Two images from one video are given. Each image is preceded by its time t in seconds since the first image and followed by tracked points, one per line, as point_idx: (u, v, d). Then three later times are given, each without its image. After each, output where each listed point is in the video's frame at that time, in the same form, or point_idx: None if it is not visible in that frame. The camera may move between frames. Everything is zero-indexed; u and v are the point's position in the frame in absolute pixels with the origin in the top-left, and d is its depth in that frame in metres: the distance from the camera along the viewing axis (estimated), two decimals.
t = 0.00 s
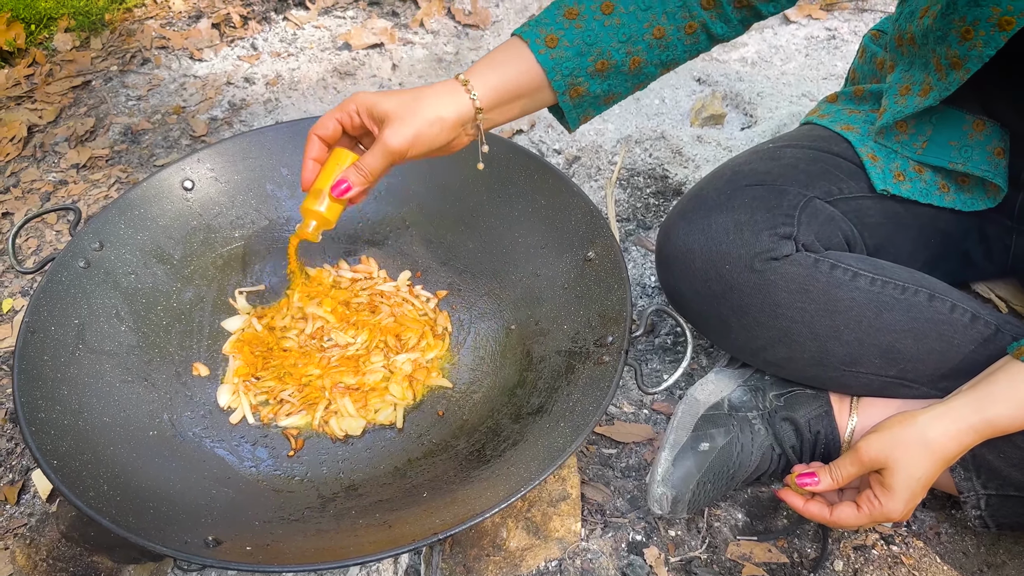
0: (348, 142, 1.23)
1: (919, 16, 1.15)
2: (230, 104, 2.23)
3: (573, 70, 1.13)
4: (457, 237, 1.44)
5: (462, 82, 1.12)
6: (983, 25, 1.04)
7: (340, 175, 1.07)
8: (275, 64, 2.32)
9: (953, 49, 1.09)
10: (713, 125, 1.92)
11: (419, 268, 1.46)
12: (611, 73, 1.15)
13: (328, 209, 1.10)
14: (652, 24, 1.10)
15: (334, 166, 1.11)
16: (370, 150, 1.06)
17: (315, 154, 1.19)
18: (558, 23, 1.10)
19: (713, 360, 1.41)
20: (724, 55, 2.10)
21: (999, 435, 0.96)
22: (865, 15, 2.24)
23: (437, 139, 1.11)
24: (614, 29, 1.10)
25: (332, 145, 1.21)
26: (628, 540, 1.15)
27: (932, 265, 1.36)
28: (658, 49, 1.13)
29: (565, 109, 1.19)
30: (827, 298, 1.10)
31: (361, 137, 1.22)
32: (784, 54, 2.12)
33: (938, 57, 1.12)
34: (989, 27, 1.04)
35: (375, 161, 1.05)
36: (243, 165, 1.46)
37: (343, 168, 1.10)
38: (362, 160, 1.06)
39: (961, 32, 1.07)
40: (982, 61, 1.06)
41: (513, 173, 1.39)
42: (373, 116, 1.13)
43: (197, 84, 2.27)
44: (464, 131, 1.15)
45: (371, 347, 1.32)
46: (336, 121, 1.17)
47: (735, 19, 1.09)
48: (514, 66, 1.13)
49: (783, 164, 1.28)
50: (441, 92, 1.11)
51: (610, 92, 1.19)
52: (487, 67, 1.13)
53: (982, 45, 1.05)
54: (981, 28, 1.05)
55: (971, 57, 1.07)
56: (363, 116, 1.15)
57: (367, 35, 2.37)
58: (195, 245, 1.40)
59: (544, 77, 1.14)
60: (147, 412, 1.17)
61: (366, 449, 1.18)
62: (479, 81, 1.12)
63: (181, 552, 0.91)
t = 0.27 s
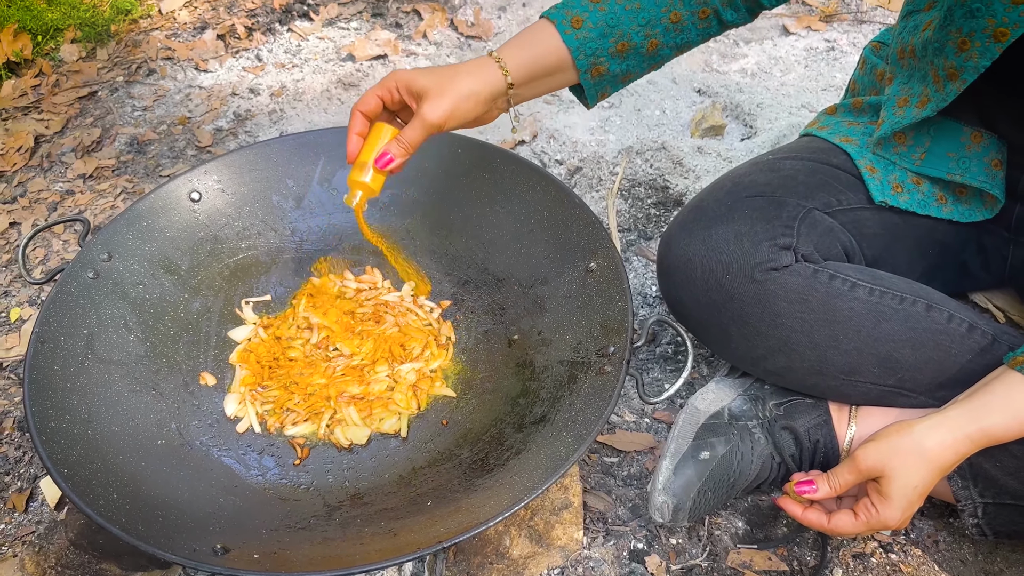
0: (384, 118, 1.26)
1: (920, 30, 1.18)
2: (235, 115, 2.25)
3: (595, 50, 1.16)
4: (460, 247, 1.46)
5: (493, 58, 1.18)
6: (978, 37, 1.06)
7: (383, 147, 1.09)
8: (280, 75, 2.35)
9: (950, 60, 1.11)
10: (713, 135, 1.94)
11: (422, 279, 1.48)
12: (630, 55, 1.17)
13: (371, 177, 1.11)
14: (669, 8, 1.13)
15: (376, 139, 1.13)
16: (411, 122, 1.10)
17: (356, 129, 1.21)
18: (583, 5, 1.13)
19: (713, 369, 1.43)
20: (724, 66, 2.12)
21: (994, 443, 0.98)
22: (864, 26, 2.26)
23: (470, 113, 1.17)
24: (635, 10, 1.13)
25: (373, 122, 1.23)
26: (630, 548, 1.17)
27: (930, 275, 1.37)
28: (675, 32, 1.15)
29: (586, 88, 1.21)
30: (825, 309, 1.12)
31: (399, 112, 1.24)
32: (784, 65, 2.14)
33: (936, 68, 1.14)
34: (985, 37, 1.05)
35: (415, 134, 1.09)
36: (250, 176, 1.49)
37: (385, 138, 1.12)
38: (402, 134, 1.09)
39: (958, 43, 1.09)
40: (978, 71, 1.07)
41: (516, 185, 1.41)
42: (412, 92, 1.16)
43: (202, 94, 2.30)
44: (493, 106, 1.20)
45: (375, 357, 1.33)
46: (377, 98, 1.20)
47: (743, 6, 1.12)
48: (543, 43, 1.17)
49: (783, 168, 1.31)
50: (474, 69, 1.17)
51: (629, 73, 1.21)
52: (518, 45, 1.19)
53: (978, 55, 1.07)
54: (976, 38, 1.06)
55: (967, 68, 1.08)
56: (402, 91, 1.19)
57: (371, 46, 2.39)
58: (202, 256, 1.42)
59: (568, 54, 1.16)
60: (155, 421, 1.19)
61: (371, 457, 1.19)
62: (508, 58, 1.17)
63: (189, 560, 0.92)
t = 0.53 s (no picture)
0: (397, 173, 1.27)
1: (915, 49, 1.20)
2: (240, 128, 2.29)
3: (594, 84, 1.16)
4: (463, 261, 1.49)
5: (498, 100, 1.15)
6: (972, 55, 1.07)
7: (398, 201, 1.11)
8: (284, 88, 2.38)
9: (945, 78, 1.12)
10: (711, 148, 1.97)
11: (425, 291, 1.50)
12: (630, 86, 1.17)
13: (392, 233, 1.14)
14: (666, 39, 1.14)
15: (390, 197, 1.17)
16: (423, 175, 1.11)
17: (371, 186, 1.23)
18: (580, 40, 1.14)
19: (712, 381, 1.45)
20: (722, 79, 2.15)
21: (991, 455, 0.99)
22: (861, 39, 2.30)
23: (480, 156, 1.15)
24: (633, 42, 1.14)
25: (385, 176, 1.25)
26: (630, 558, 1.18)
27: (924, 288, 1.40)
28: (672, 61, 1.16)
29: (588, 121, 1.22)
30: (821, 322, 1.14)
31: (410, 165, 1.26)
32: (781, 78, 2.17)
33: (931, 85, 1.15)
34: (979, 56, 1.07)
35: (428, 184, 1.10)
36: (256, 191, 1.52)
37: (399, 196, 1.15)
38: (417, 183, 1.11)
39: (952, 62, 1.10)
40: (972, 89, 1.08)
41: (517, 200, 1.44)
42: (420, 142, 1.17)
43: (208, 108, 2.33)
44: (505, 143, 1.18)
45: (380, 369, 1.36)
46: (387, 154, 1.21)
47: (739, 32, 1.14)
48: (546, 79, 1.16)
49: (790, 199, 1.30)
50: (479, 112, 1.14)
51: (629, 104, 1.21)
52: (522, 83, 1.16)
53: (972, 74, 1.08)
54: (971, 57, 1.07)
55: (962, 86, 1.09)
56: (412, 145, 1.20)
57: (374, 60, 2.43)
58: (209, 270, 1.45)
59: (569, 87, 1.16)
60: (164, 433, 1.21)
61: (375, 469, 1.22)
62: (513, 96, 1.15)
63: (198, 571, 0.94)
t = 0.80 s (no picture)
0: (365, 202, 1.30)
1: (907, 68, 1.23)
2: (246, 140, 2.32)
3: (575, 120, 1.19)
4: (466, 272, 1.52)
5: (469, 132, 1.18)
6: (965, 79, 1.09)
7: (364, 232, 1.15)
8: (290, 100, 2.42)
9: (939, 100, 1.14)
10: (710, 160, 2.00)
11: (429, 302, 1.53)
12: (611, 124, 1.21)
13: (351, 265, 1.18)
14: (648, 77, 1.17)
15: (356, 226, 1.20)
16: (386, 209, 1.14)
17: (338, 216, 1.27)
18: (561, 77, 1.16)
19: (711, 389, 1.48)
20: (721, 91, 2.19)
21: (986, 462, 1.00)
22: (858, 51, 2.33)
23: (448, 188, 1.17)
24: (613, 80, 1.17)
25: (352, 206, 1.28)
26: (630, 564, 1.21)
27: (920, 298, 1.42)
28: (654, 98, 1.19)
29: (568, 157, 1.24)
30: (817, 333, 1.16)
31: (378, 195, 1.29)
32: (779, 90, 2.21)
33: (925, 106, 1.18)
34: (972, 80, 1.09)
35: (395, 216, 1.14)
36: (263, 204, 1.55)
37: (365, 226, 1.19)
38: (383, 215, 1.14)
39: (946, 84, 1.12)
40: (966, 111, 1.11)
41: (519, 212, 1.47)
42: (388, 173, 1.20)
43: (214, 119, 2.37)
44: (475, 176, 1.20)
45: (385, 379, 1.38)
46: (353, 182, 1.24)
47: (730, 70, 1.18)
48: (519, 112, 1.18)
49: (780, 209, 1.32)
50: (449, 144, 1.17)
51: (612, 141, 1.24)
52: (495, 116, 1.19)
53: (966, 97, 1.10)
54: (963, 81, 1.10)
55: (956, 108, 1.12)
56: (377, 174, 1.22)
57: (378, 72, 2.46)
58: (217, 281, 1.48)
59: (546, 125, 1.19)
60: (173, 441, 1.24)
61: (380, 476, 1.24)
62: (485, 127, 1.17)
63: None
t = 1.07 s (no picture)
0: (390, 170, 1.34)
1: (906, 73, 1.26)
2: (254, 147, 2.34)
3: (592, 112, 1.21)
4: (473, 276, 1.55)
5: (493, 121, 1.22)
6: (958, 84, 1.12)
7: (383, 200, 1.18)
8: (297, 107, 2.44)
9: (933, 104, 1.17)
10: (713, 165, 2.03)
11: (437, 305, 1.56)
12: (627, 116, 1.23)
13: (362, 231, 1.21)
14: (664, 72, 1.19)
15: (378, 191, 1.23)
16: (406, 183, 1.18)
17: (362, 181, 1.30)
18: (581, 70, 1.19)
19: (714, 391, 1.50)
20: (723, 98, 2.22)
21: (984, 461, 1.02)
22: (859, 57, 2.36)
23: (468, 170, 1.22)
24: (630, 75, 1.19)
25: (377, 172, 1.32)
26: (636, 563, 1.23)
27: (919, 300, 1.45)
28: (670, 92, 1.22)
29: (585, 146, 1.27)
30: (818, 335, 1.19)
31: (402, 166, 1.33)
32: (781, 96, 2.23)
33: (921, 109, 1.20)
34: (964, 84, 1.11)
35: (414, 189, 1.17)
36: (274, 210, 1.58)
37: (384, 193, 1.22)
38: (403, 187, 1.18)
39: (940, 88, 1.15)
40: (960, 115, 1.13)
41: (525, 217, 1.49)
42: (414, 147, 1.24)
43: (222, 126, 2.39)
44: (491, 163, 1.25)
45: (394, 381, 1.41)
46: (381, 151, 1.28)
47: (738, 69, 1.21)
48: (539, 105, 1.22)
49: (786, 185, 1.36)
50: (473, 129, 1.21)
51: (626, 131, 1.27)
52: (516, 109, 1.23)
53: (958, 100, 1.13)
54: (957, 85, 1.12)
55: (950, 112, 1.14)
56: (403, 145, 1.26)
57: (384, 79, 2.50)
58: (229, 285, 1.51)
59: (562, 116, 1.22)
60: (188, 442, 1.27)
61: (390, 476, 1.27)
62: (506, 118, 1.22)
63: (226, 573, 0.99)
